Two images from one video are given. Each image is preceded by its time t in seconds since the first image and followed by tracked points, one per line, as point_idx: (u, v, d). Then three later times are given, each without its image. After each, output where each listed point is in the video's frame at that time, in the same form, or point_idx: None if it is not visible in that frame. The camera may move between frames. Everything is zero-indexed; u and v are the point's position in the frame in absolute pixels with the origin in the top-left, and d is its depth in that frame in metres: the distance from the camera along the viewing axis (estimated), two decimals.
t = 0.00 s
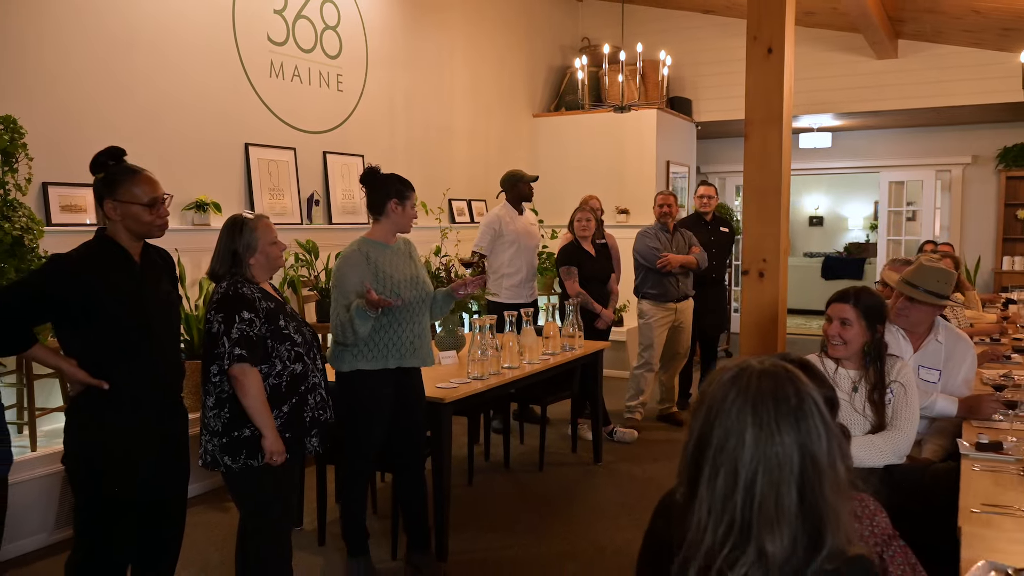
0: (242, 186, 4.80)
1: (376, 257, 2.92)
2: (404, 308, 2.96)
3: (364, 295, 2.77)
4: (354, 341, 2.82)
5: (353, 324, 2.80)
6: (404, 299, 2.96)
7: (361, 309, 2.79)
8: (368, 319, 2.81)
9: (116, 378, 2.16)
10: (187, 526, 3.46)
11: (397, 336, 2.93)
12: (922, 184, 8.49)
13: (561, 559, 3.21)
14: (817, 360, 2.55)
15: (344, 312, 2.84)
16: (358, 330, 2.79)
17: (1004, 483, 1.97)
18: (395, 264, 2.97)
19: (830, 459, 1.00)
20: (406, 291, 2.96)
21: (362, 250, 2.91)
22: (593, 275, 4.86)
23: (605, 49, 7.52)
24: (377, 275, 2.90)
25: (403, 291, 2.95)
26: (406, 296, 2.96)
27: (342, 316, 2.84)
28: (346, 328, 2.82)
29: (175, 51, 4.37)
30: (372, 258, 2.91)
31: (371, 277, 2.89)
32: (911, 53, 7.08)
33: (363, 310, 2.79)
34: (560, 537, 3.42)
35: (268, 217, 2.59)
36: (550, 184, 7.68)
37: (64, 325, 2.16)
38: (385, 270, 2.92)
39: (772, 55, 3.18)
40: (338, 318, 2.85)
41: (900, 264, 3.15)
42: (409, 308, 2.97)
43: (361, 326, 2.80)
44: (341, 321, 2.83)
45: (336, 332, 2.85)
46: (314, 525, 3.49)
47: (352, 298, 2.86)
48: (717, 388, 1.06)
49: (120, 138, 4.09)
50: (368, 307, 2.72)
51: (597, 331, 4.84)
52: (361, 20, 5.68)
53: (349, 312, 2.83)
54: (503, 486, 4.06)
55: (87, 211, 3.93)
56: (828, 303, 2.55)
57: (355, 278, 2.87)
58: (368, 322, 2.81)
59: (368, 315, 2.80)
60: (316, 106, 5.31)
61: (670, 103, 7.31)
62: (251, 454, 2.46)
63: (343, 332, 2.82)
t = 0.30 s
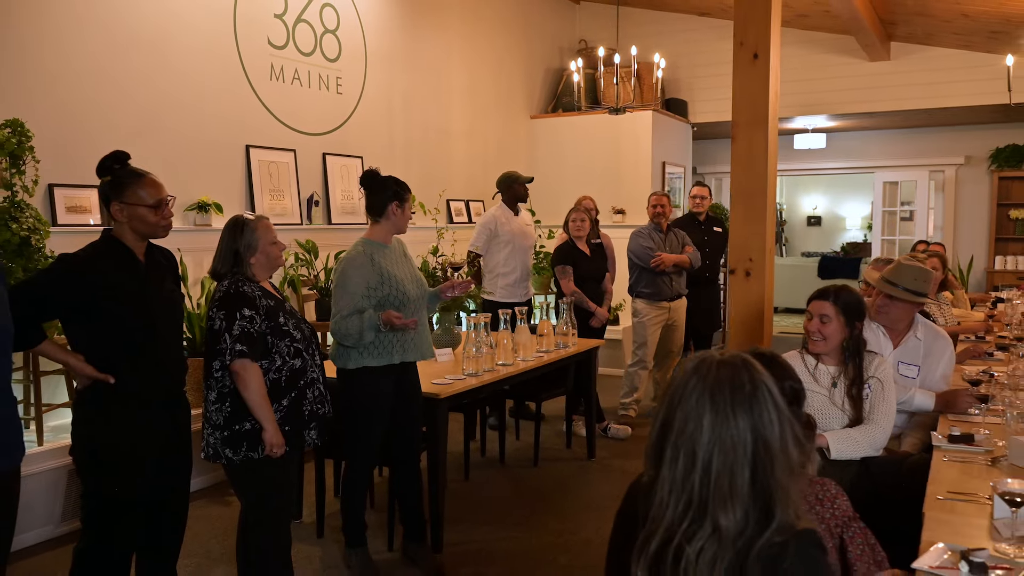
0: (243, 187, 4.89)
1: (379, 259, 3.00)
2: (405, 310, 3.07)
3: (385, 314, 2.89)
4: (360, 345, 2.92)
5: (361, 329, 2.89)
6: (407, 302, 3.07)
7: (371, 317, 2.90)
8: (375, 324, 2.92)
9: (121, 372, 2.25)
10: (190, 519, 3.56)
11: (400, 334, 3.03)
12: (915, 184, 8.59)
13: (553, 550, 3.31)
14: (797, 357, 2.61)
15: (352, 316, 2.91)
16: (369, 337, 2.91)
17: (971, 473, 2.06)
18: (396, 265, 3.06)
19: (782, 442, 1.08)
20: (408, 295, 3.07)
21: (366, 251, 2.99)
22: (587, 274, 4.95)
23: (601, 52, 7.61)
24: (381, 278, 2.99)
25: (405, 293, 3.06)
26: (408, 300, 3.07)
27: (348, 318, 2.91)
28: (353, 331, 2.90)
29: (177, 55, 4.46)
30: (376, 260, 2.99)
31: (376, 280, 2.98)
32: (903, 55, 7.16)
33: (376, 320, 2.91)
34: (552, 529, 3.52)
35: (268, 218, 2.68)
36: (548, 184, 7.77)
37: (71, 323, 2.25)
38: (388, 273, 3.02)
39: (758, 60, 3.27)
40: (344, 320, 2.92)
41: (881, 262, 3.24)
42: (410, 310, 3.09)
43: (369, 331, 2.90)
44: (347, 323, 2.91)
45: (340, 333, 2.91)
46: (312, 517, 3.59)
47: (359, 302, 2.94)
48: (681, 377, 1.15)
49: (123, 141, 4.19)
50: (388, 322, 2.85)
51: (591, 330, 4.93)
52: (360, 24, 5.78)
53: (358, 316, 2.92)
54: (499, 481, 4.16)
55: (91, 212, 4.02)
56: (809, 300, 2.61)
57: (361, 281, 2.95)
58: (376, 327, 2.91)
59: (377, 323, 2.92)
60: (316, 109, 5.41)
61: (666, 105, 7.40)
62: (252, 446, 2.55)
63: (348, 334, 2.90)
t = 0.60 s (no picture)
0: (243, 189, 4.98)
1: (375, 258, 3.08)
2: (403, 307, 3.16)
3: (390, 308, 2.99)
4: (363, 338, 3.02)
5: (363, 325, 2.98)
6: (404, 298, 3.16)
7: (375, 312, 2.99)
8: (377, 320, 3.01)
9: (123, 368, 2.33)
10: (190, 513, 3.64)
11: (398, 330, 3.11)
12: (909, 185, 8.66)
13: (544, 543, 3.39)
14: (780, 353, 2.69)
15: (353, 312, 3.00)
16: (373, 331, 3.00)
17: (941, 464, 2.14)
18: (391, 264, 3.15)
19: (740, 428, 1.16)
20: (405, 291, 3.16)
21: (362, 251, 3.07)
22: (581, 274, 5.03)
23: (597, 54, 7.70)
24: (378, 276, 3.07)
25: (402, 290, 3.15)
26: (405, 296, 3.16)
27: (349, 315, 2.99)
28: (355, 328, 2.98)
29: (177, 58, 4.55)
30: (373, 259, 3.07)
31: (373, 278, 3.06)
32: (895, 58, 7.25)
33: (378, 314, 3.01)
34: (544, 523, 3.60)
35: (265, 219, 2.77)
36: (544, 185, 7.86)
37: (75, 320, 2.33)
38: (385, 270, 3.10)
39: (744, 65, 3.35)
40: (345, 318, 3.00)
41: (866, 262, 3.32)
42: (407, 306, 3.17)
43: (370, 327, 2.99)
44: (348, 320, 2.99)
45: (343, 328, 3.00)
46: (310, 511, 3.67)
47: (359, 298, 3.03)
48: (648, 368, 1.23)
49: (125, 143, 4.27)
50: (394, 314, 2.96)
51: (585, 328, 5.01)
52: (358, 27, 5.86)
53: (359, 312, 3.01)
54: (494, 477, 4.24)
55: (93, 214, 4.11)
56: (791, 298, 2.68)
57: (359, 279, 3.03)
58: (378, 323, 3.00)
59: (380, 318, 3.01)
60: (314, 111, 5.49)
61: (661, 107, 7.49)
62: (251, 440, 2.63)
63: (350, 331, 2.98)
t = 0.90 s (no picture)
0: (242, 190, 5.08)
1: (369, 256, 3.18)
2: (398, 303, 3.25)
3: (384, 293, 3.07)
4: (364, 331, 3.09)
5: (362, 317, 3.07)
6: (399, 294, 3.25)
7: (372, 303, 3.08)
8: (376, 312, 3.10)
9: (124, 364, 2.43)
10: (190, 507, 3.74)
11: (394, 325, 3.21)
12: (903, 185, 8.75)
13: (534, 537, 3.47)
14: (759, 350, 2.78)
15: (351, 307, 3.08)
16: (373, 322, 3.09)
17: (908, 455, 2.23)
18: (385, 262, 3.25)
19: (695, 416, 1.26)
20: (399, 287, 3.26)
21: (356, 250, 3.16)
22: (575, 274, 5.12)
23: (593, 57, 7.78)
24: (372, 273, 3.17)
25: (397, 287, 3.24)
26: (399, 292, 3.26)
27: (348, 310, 3.08)
28: (354, 322, 3.07)
29: (177, 62, 4.64)
30: (367, 258, 3.17)
31: (367, 276, 3.16)
32: (887, 60, 7.33)
33: (375, 306, 3.09)
34: (534, 517, 3.69)
35: (262, 220, 2.86)
36: (541, 186, 7.95)
37: (78, 318, 2.43)
38: (378, 268, 3.19)
39: (729, 70, 3.44)
40: (345, 313, 3.08)
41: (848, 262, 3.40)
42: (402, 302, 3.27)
43: (369, 320, 3.08)
44: (348, 314, 3.07)
45: (344, 324, 3.07)
46: (307, 505, 3.77)
47: (357, 293, 3.11)
48: (613, 362, 1.33)
49: (126, 146, 4.37)
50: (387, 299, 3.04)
51: (577, 328, 5.11)
52: (355, 31, 5.96)
53: (358, 305, 3.08)
54: (488, 472, 4.33)
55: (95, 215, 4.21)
56: (769, 297, 2.77)
57: (354, 277, 3.12)
58: (376, 315, 3.08)
59: (377, 309, 3.10)
60: (313, 114, 5.59)
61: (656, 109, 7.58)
62: (248, 434, 2.73)
63: (350, 325, 3.07)
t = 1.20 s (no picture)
0: (241, 191, 5.18)
1: (362, 255, 3.28)
2: (390, 301, 3.33)
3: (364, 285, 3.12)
4: (353, 328, 3.18)
5: (350, 313, 3.14)
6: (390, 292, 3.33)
7: (358, 299, 3.15)
8: (363, 309, 3.17)
9: (126, 358, 2.52)
10: (189, 501, 3.83)
11: (385, 323, 3.29)
12: (895, 186, 8.85)
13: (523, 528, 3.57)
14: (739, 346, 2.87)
15: (341, 303, 3.17)
16: (361, 317, 3.16)
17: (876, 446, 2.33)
18: (378, 261, 3.34)
19: (656, 402, 1.36)
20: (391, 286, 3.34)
21: (350, 250, 3.26)
22: (567, 274, 5.21)
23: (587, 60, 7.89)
24: (365, 272, 3.26)
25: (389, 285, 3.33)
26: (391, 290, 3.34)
27: (338, 307, 3.17)
28: (344, 319, 3.16)
29: (176, 66, 4.74)
30: (359, 257, 3.27)
31: (359, 274, 3.24)
32: (877, 63, 7.44)
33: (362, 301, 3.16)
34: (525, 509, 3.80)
35: (258, 221, 2.96)
36: (536, 188, 8.06)
37: (81, 315, 2.52)
38: (371, 267, 3.28)
39: (713, 75, 3.53)
40: (335, 310, 3.17)
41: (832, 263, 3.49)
42: (394, 300, 3.35)
43: (358, 317, 3.16)
44: (338, 311, 3.16)
45: (334, 321, 3.16)
46: (303, 499, 3.87)
47: (347, 291, 3.19)
48: (582, 353, 1.43)
49: (127, 148, 4.47)
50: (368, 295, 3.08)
51: (569, 326, 5.21)
52: (352, 35, 6.05)
53: (346, 302, 3.17)
54: (480, 467, 4.43)
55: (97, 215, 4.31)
56: (747, 295, 2.87)
57: (346, 275, 3.22)
58: (365, 310, 3.16)
59: (364, 305, 3.16)
60: (310, 117, 5.69)
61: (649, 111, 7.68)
62: (245, 427, 2.82)
63: (340, 322, 3.16)
